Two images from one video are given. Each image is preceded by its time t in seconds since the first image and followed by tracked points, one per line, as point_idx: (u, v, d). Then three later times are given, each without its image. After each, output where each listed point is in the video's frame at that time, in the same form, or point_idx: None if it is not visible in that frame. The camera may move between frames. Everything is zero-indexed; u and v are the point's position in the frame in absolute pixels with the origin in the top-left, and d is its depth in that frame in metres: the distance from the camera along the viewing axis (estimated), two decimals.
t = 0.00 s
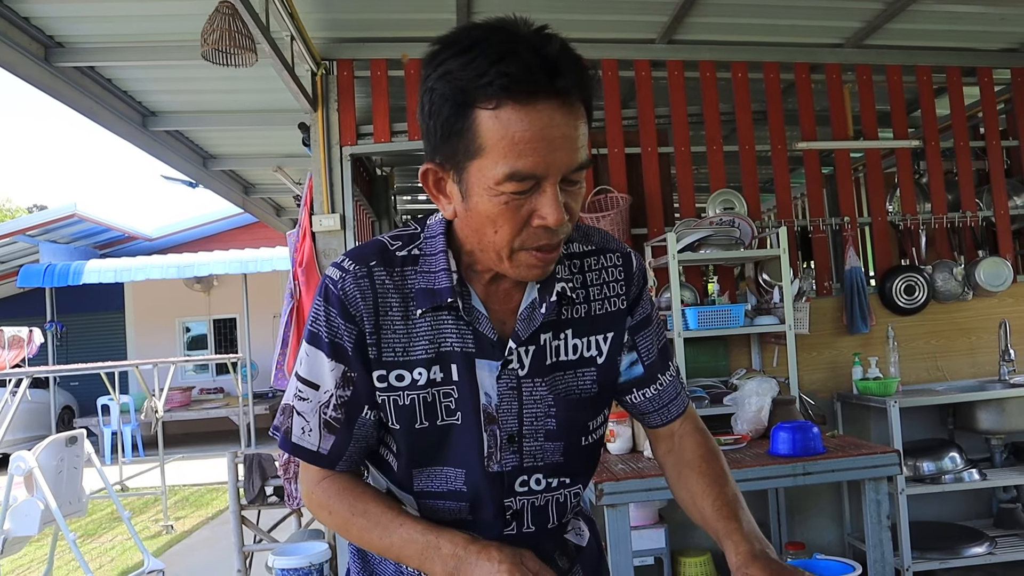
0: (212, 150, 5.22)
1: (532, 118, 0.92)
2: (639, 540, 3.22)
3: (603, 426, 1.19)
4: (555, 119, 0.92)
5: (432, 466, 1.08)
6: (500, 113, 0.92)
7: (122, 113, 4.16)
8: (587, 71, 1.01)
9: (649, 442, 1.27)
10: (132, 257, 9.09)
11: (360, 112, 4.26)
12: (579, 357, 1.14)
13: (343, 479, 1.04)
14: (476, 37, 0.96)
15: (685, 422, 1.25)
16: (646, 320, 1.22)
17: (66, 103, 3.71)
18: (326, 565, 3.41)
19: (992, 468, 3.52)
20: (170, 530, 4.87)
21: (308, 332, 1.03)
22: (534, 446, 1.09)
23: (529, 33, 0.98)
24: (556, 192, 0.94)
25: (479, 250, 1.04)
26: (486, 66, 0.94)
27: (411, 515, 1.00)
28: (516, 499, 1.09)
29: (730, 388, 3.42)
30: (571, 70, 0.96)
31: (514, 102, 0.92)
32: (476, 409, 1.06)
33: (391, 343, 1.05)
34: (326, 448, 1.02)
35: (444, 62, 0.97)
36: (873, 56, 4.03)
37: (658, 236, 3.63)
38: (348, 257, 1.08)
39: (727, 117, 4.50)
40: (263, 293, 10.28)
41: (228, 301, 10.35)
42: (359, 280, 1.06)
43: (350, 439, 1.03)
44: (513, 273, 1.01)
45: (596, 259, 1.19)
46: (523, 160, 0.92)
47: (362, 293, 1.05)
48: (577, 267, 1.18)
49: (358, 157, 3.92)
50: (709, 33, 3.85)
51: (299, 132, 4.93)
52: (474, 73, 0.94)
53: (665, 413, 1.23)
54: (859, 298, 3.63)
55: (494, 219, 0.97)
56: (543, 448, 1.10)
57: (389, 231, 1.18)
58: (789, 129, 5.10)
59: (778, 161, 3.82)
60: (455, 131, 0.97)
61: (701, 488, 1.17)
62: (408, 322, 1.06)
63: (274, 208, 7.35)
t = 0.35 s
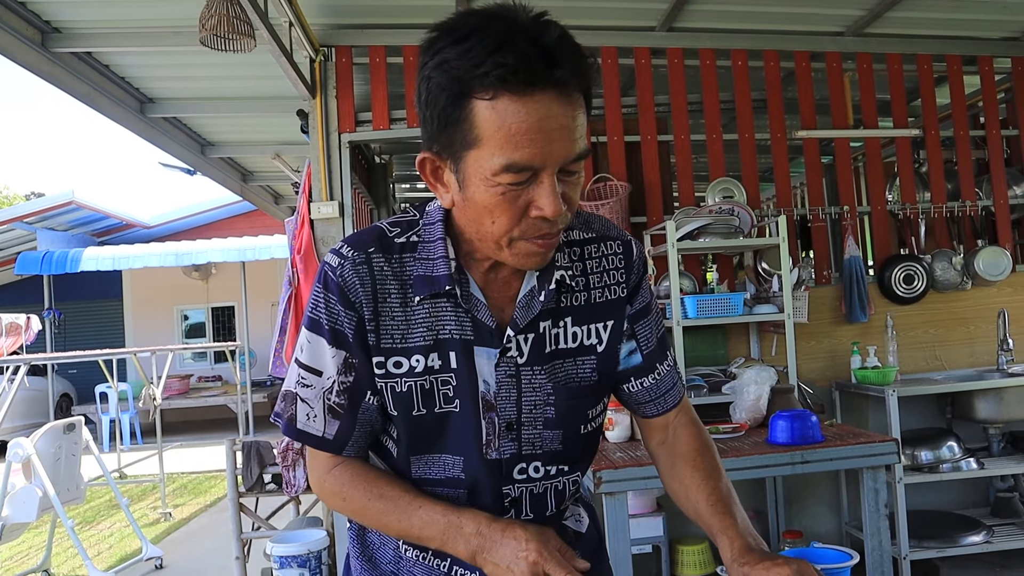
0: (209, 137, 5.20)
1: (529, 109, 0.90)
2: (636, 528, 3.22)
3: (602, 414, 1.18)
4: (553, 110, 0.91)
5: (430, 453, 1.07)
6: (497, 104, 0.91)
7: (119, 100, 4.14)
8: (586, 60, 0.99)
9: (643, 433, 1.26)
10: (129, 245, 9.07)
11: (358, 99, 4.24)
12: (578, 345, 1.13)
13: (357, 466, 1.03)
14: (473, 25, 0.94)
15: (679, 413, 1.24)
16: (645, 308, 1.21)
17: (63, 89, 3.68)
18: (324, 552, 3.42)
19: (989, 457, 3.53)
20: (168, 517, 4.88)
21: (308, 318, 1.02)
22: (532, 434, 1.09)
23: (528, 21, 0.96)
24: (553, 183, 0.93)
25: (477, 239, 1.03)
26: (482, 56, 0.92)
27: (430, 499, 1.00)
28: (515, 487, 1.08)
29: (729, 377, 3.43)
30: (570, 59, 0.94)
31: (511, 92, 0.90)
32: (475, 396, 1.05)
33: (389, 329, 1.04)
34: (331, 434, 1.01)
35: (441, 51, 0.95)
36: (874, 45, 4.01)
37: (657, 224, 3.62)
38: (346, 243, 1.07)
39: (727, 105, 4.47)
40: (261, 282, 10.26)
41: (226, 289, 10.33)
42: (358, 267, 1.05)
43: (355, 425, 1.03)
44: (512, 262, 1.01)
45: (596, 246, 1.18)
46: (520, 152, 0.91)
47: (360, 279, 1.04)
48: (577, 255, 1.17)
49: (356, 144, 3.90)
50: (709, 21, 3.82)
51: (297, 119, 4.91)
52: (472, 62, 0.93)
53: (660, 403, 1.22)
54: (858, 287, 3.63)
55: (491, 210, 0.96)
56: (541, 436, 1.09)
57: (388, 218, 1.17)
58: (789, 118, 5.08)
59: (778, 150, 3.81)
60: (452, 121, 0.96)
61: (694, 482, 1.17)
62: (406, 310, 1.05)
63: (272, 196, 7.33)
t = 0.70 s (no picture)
0: (208, 125, 5.17)
1: (520, 102, 0.89)
2: (635, 518, 3.23)
3: (602, 402, 1.17)
4: (544, 103, 0.89)
5: (433, 440, 1.06)
6: (488, 96, 0.89)
7: (117, 88, 4.11)
8: (583, 49, 0.97)
9: (639, 424, 1.25)
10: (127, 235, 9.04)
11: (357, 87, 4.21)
12: (579, 332, 1.13)
13: (377, 454, 1.02)
14: (468, 14, 0.92)
15: (676, 404, 1.23)
16: (644, 296, 1.20)
17: (60, 77, 3.65)
18: (323, 541, 3.43)
19: (987, 448, 3.53)
20: (167, 506, 4.89)
21: (314, 304, 1.01)
22: (533, 420, 1.08)
23: (522, 11, 0.94)
24: (545, 176, 0.92)
25: (472, 227, 1.03)
26: (474, 47, 0.90)
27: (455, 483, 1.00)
28: (515, 473, 1.08)
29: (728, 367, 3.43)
30: (563, 51, 0.92)
31: (502, 85, 0.89)
32: (477, 382, 1.05)
33: (393, 315, 1.04)
34: (346, 419, 1.01)
35: (435, 40, 0.94)
36: (875, 35, 3.99)
37: (657, 214, 3.62)
38: (350, 228, 1.07)
39: (728, 95, 4.46)
40: (260, 272, 10.25)
41: (225, 279, 10.32)
42: (361, 252, 1.04)
43: (368, 411, 1.02)
44: (506, 251, 1.01)
45: (597, 235, 1.17)
46: (510, 145, 0.90)
47: (364, 264, 1.04)
48: (578, 243, 1.16)
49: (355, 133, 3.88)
50: (710, 10, 3.79)
51: (296, 108, 4.89)
52: (463, 53, 0.91)
53: (657, 392, 1.21)
54: (858, 278, 3.63)
55: (484, 200, 0.96)
56: (542, 423, 1.08)
57: (391, 204, 1.16)
58: (789, 108, 5.06)
59: (778, 140, 3.79)
60: (446, 111, 0.94)
61: (693, 474, 1.16)
62: (410, 296, 1.05)
63: (270, 185, 7.31)
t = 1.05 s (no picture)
0: (205, 121, 5.16)
1: (510, 110, 0.88)
2: (632, 514, 3.25)
3: (601, 398, 1.17)
4: (534, 112, 0.88)
5: (432, 436, 1.05)
6: (478, 104, 0.89)
7: (115, 83, 4.10)
8: (578, 52, 0.95)
9: (637, 419, 1.25)
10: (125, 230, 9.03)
11: (355, 83, 4.20)
12: (578, 328, 1.13)
13: (375, 449, 1.02)
14: (460, 18, 0.91)
15: (673, 399, 1.23)
16: (641, 291, 1.19)
17: (58, 72, 3.65)
18: (320, 536, 3.45)
19: (984, 445, 3.53)
20: (164, 502, 4.88)
21: (312, 300, 1.01)
22: (532, 417, 1.07)
23: (515, 15, 0.92)
24: (537, 183, 0.91)
25: (468, 228, 1.03)
26: (465, 54, 0.89)
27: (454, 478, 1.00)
28: (514, 469, 1.07)
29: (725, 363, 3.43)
30: (556, 57, 0.90)
31: (492, 93, 0.88)
32: (475, 377, 1.04)
33: (390, 311, 1.03)
34: (344, 414, 1.01)
35: (427, 45, 0.92)
36: (873, 31, 3.98)
37: (655, 210, 3.61)
38: (347, 225, 1.06)
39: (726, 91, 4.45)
40: (258, 268, 10.24)
41: (223, 275, 10.30)
42: (358, 248, 1.04)
43: (366, 406, 1.02)
44: (500, 255, 1.01)
45: (595, 230, 1.17)
46: (500, 154, 0.89)
47: (361, 260, 1.04)
48: (576, 238, 1.15)
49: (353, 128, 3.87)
50: (708, 6, 3.78)
51: (293, 104, 4.87)
52: (454, 60, 0.90)
53: (654, 387, 1.21)
54: (856, 274, 3.64)
55: (477, 206, 0.96)
56: (541, 420, 1.08)
57: (388, 200, 1.16)
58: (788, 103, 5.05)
59: (776, 136, 3.79)
60: (438, 117, 0.94)
61: (690, 469, 1.15)
62: (407, 292, 1.04)
63: (268, 180, 7.29)
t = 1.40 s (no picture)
0: (204, 117, 5.14)
1: (509, 114, 0.87)
2: (631, 511, 3.25)
3: (604, 395, 1.17)
4: (534, 116, 0.88)
5: (436, 435, 1.05)
6: (478, 107, 0.88)
7: (114, 79, 4.09)
8: (579, 52, 0.94)
9: (638, 416, 1.25)
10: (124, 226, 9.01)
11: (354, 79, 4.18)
12: (580, 325, 1.12)
13: (379, 448, 1.02)
14: (460, 19, 0.90)
15: (674, 397, 1.22)
16: (643, 287, 1.19)
17: (56, 67, 3.63)
18: (319, 533, 3.45)
19: (983, 443, 3.54)
20: (163, 498, 4.88)
21: (313, 299, 1.01)
22: (535, 415, 1.07)
23: (515, 16, 0.91)
24: (537, 186, 0.91)
25: (468, 229, 1.02)
26: (464, 57, 0.88)
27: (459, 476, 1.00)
28: (516, 468, 1.07)
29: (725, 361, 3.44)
30: (557, 60, 0.90)
31: (491, 97, 0.87)
32: (477, 376, 1.04)
33: (392, 310, 1.03)
34: (347, 413, 1.01)
35: (426, 46, 0.92)
36: (874, 29, 3.97)
37: (655, 207, 3.61)
38: (347, 223, 1.06)
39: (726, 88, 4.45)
40: (257, 264, 10.23)
41: (221, 271, 10.29)
42: (359, 247, 1.04)
43: (369, 405, 1.02)
44: (501, 256, 1.01)
45: (596, 226, 1.17)
46: (500, 157, 0.89)
47: (362, 259, 1.03)
48: (578, 234, 1.15)
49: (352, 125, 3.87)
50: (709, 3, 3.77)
51: (293, 100, 4.87)
52: (453, 63, 0.89)
53: (655, 383, 1.21)
54: (855, 272, 3.64)
55: (476, 208, 0.96)
56: (544, 418, 1.08)
57: (389, 198, 1.15)
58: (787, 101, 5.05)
59: (775, 133, 3.79)
60: (437, 118, 0.93)
61: (691, 468, 1.15)
62: (408, 290, 1.04)
63: (267, 176, 7.28)
